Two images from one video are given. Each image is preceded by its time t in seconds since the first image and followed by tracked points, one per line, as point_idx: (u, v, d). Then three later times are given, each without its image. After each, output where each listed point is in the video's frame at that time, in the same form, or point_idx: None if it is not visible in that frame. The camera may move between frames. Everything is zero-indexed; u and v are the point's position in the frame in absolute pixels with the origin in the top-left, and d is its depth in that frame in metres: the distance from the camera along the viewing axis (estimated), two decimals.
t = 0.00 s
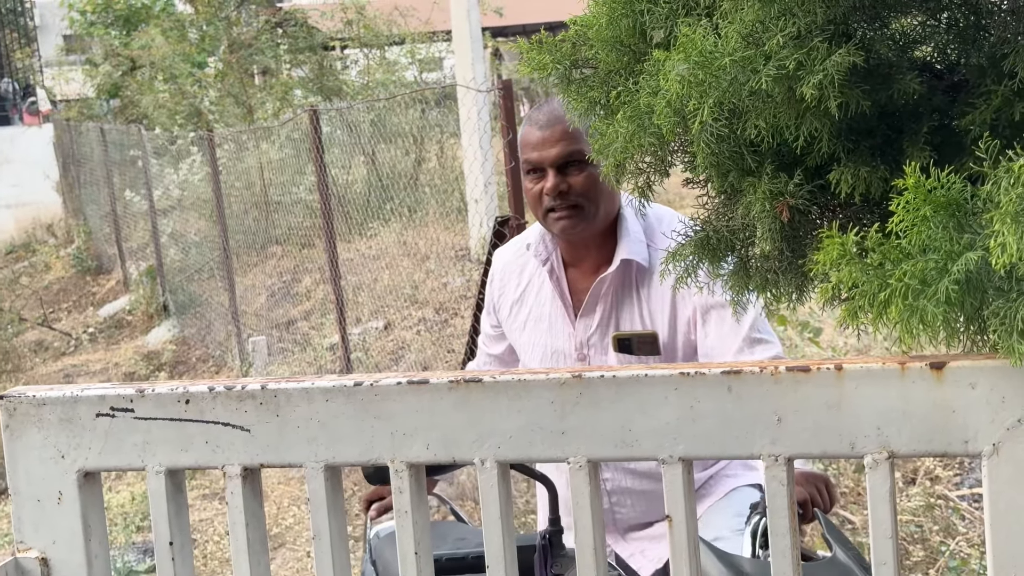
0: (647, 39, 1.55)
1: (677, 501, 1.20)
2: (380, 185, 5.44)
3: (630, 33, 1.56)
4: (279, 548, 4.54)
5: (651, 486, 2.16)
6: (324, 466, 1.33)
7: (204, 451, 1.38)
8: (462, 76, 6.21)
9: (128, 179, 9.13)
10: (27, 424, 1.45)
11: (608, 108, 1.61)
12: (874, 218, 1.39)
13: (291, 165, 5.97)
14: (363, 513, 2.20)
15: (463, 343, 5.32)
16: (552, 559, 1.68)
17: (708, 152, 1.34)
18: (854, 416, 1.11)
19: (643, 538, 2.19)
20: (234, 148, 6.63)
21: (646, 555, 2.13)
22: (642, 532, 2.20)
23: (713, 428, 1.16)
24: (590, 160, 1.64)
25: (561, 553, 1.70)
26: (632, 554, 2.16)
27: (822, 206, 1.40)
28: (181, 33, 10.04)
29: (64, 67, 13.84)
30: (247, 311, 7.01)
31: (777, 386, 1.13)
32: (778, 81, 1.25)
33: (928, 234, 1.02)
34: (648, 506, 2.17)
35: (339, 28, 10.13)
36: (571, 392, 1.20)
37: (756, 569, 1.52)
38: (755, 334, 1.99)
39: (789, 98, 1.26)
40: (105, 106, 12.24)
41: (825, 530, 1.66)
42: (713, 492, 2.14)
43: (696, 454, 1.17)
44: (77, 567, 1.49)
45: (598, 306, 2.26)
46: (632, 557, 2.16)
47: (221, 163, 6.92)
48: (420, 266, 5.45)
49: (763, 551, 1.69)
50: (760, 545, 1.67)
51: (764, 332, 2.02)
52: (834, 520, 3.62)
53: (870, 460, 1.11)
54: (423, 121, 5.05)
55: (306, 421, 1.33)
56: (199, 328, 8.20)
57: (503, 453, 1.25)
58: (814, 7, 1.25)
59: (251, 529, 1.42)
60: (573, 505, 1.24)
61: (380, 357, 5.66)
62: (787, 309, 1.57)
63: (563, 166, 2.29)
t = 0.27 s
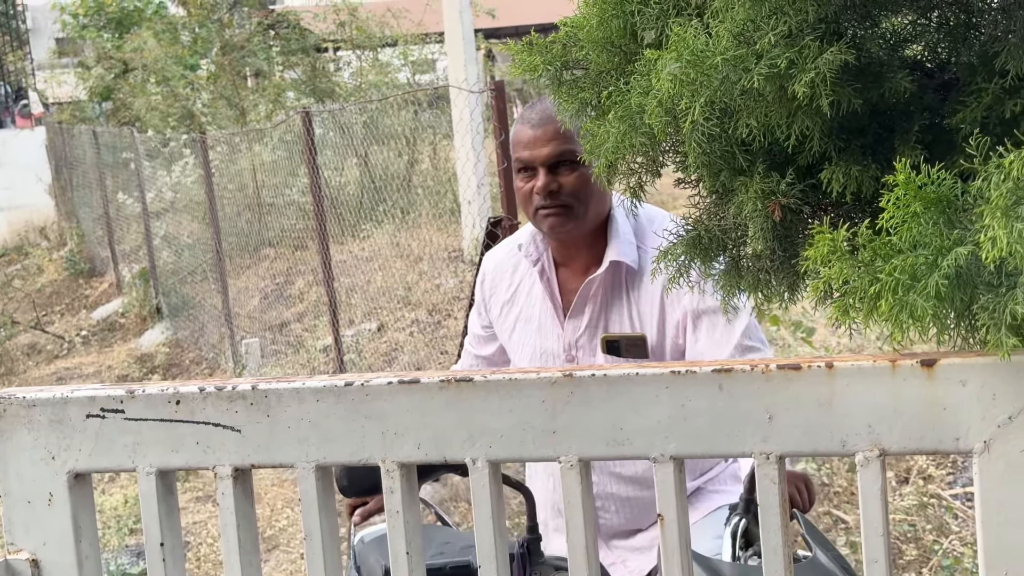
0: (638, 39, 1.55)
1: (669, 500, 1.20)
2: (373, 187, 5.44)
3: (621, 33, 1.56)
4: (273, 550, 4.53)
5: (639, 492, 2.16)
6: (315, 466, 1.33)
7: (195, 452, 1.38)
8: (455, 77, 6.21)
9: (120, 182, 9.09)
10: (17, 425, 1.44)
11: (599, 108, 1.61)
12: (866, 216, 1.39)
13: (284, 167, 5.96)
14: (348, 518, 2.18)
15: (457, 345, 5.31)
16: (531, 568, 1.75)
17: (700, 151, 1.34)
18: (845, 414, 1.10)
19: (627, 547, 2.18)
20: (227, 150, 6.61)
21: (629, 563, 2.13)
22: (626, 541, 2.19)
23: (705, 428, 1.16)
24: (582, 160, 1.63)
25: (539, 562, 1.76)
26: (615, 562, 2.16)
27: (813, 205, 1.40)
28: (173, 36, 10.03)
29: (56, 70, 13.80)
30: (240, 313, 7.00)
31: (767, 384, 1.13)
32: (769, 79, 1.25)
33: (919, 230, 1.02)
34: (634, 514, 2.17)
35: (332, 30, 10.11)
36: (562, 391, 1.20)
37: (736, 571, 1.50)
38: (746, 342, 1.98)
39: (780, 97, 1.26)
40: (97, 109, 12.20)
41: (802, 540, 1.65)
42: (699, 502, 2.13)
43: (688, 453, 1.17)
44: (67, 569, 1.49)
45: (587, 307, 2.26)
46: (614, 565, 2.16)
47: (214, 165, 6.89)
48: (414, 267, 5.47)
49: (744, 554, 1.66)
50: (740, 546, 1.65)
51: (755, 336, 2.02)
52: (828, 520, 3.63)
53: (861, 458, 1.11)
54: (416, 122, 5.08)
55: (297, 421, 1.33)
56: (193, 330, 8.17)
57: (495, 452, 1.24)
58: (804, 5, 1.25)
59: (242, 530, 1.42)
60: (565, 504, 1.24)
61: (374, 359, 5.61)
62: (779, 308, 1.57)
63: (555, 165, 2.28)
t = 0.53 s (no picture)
0: (627, 41, 1.54)
1: (657, 504, 1.19)
2: (366, 189, 5.43)
3: (610, 34, 1.55)
4: (267, 553, 4.51)
5: (635, 498, 2.15)
6: (302, 471, 1.32)
7: (181, 458, 1.37)
8: (449, 78, 6.19)
9: (114, 184, 9.06)
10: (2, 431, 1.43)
11: (588, 109, 1.60)
12: (855, 217, 1.39)
13: (277, 169, 5.94)
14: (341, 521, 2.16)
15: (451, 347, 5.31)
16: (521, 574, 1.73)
17: (688, 153, 1.34)
18: (833, 417, 1.10)
19: (627, 555, 2.17)
20: (220, 153, 6.59)
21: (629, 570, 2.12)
22: (626, 549, 2.18)
23: (692, 431, 1.15)
24: (572, 162, 1.63)
25: (530, 568, 1.74)
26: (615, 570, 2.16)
27: (802, 206, 1.39)
28: (167, 38, 10.01)
29: (50, 73, 13.76)
30: (234, 316, 6.98)
31: (754, 388, 1.12)
32: (758, 80, 1.24)
33: (906, 233, 1.02)
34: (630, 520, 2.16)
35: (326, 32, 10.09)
36: (549, 395, 1.19)
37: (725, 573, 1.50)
38: (745, 344, 1.98)
39: (769, 97, 1.26)
40: (91, 112, 12.17)
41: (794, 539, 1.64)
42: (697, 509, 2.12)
43: (676, 457, 1.17)
44: None
45: (578, 309, 2.25)
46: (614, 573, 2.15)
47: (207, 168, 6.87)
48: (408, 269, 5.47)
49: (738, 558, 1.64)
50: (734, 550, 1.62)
51: (752, 334, 2.02)
52: (821, 520, 3.63)
53: (848, 461, 1.10)
54: (410, 125, 5.22)
55: (283, 426, 1.32)
56: (187, 333, 8.15)
57: (481, 457, 1.24)
58: (792, 6, 1.25)
59: (229, 536, 1.40)
60: (552, 508, 1.23)
61: (367, 362, 5.55)
62: (769, 310, 1.56)
63: (544, 167, 2.28)
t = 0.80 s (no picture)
0: (622, 41, 1.54)
1: (651, 508, 1.19)
2: (361, 191, 5.42)
3: (605, 34, 1.55)
4: (262, 555, 4.50)
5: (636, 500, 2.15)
6: (295, 475, 1.32)
7: (174, 462, 1.36)
8: (443, 80, 6.19)
9: (108, 186, 9.04)
10: None
11: (583, 110, 1.60)
12: (850, 218, 1.39)
13: (271, 171, 5.93)
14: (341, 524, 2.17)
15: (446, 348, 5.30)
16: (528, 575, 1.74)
17: (683, 154, 1.34)
18: (828, 420, 1.10)
19: (629, 555, 2.17)
20: (214, 155, 6.58)
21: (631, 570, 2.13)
22: (627, 549, 2.19)
23: (687, 434, 1.15)
24: (567, 162, 1.62)
25: (536, 569, 1.75)
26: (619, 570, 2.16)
27: (797, 207, 1.39)
28: (161, 40, 9.99)
29: (43, 74, 13.72)
30: (229, 318, 6.96)
31: (749, 390, 1.12)
32: (752, 81, 1.24)
33: (900, 234, 1.02)
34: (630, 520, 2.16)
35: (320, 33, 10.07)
36: (543, 398, 1.19)
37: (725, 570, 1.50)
38: (748, 341, 1.98)
39: (762, 98, 1.25)
40: (85, 114, 12.14)
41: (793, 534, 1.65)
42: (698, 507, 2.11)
43: (670, 460, 1.16)
44: None
45: (579, 310, 2.25)
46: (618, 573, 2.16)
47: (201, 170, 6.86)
48: (403, 270, 5.44)
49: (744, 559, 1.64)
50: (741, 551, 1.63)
51: (755, 332, 2.01)
52: (817, 521, 3.63)
53: (843, 463, 1.10)
54: (405, 126, 5.17)
55: (277, 429, 1.31)
56: (182, 335, 8.14)
57: (475, 460, 1.23)
58: (786, 7, 1.25)
59: (223, 540, 1.40)
60: (547, 511, 1.23)
61: (363, 363, 5.60)
62: (765, 311, 1.56)
63: (542, 170, 2.27)
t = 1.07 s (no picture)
0: (617, 40, 1.54)
1: (646, 510, 1.19)
2: (358, 191, 5.42)
3: (600, 34, 1.55)
4: (258, 557, 4.49)
5: (622, 502, 2.14)
6: (289, 477, 1.31)
7: (168, 464, 1.36)
8: (439, 80, 6.18)
9: (105, 187, 9.02)
10: None
11: (578, 109, 1.60)
12: (845, 218, 1.39)
13: (268, 172, 5.92)
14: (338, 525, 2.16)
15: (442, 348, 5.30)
16: None
17: (678, 153, 1.33)
18: (823, 421, 1.10)
19: (615, 559, 2.18)
20: (211, 156, 6.56)
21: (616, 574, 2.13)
22: (614, 552, 2.19)
23: (681, 435, 1.15)
24: (563, 161, 1.62)
25: (534, 570, 1.74)
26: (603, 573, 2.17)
27: (792, 207, 1.39)
28: (157, 41, 9.97)
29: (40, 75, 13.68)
30: (225, 318, 6.95)
31: (743, 392, 1.12)
32: (747, 80, 1.24)
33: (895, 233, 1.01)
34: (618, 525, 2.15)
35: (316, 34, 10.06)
36: (537, 400, 1.19)
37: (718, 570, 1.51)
38: (734, 340, 1.98)
39: (758, 97, 1.25)
40: (81, 115, 12.11)
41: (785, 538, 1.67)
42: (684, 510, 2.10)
43: (664, 461, 1.16)
44: None
45: (567, 313, 2.24)
46: None
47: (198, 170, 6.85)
48: (400, 271, 5.43)
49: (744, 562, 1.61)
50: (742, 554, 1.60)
51: (743, 336, 2.00)
52: (813, 521, 3.63)
53: (838, 464, 1.10)
54: (401, 126, 5.19)
55: (271, 431, 1.31)
56: (178, 336, 8.12)
57: (469, 461, 1.23)
58: (782, 6, 1.24)
59: (216, 542, 1.39)
60: (541, 513, 1.23)
61: (359, 364, 5.61)
62: (760, 311, 1.56)
63: (529, 174, 2.28)
